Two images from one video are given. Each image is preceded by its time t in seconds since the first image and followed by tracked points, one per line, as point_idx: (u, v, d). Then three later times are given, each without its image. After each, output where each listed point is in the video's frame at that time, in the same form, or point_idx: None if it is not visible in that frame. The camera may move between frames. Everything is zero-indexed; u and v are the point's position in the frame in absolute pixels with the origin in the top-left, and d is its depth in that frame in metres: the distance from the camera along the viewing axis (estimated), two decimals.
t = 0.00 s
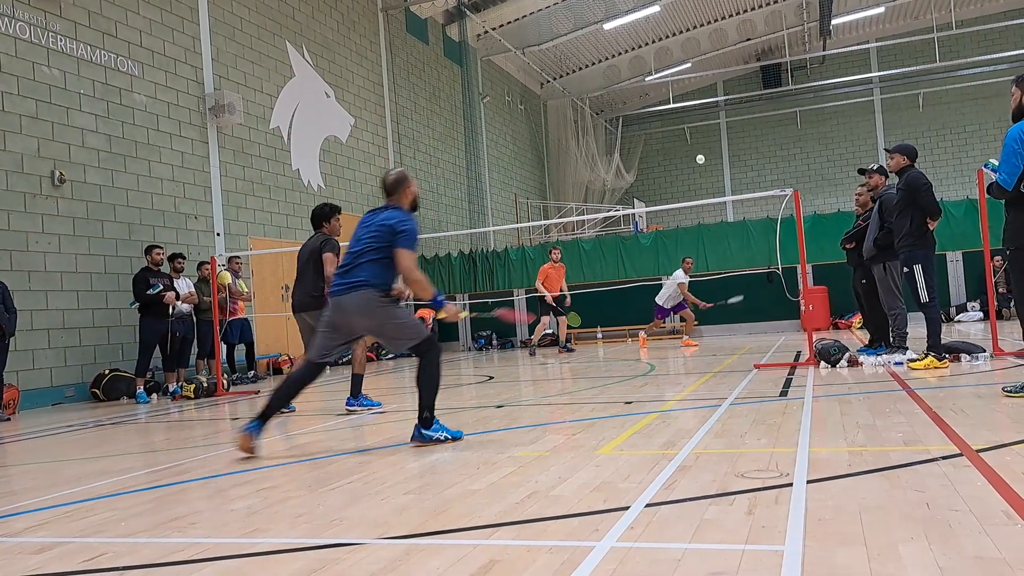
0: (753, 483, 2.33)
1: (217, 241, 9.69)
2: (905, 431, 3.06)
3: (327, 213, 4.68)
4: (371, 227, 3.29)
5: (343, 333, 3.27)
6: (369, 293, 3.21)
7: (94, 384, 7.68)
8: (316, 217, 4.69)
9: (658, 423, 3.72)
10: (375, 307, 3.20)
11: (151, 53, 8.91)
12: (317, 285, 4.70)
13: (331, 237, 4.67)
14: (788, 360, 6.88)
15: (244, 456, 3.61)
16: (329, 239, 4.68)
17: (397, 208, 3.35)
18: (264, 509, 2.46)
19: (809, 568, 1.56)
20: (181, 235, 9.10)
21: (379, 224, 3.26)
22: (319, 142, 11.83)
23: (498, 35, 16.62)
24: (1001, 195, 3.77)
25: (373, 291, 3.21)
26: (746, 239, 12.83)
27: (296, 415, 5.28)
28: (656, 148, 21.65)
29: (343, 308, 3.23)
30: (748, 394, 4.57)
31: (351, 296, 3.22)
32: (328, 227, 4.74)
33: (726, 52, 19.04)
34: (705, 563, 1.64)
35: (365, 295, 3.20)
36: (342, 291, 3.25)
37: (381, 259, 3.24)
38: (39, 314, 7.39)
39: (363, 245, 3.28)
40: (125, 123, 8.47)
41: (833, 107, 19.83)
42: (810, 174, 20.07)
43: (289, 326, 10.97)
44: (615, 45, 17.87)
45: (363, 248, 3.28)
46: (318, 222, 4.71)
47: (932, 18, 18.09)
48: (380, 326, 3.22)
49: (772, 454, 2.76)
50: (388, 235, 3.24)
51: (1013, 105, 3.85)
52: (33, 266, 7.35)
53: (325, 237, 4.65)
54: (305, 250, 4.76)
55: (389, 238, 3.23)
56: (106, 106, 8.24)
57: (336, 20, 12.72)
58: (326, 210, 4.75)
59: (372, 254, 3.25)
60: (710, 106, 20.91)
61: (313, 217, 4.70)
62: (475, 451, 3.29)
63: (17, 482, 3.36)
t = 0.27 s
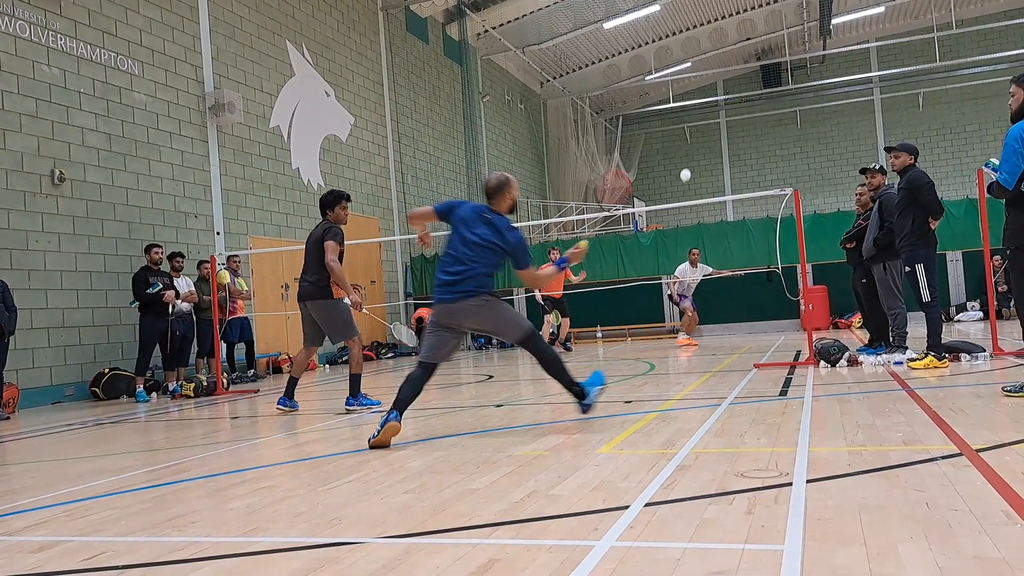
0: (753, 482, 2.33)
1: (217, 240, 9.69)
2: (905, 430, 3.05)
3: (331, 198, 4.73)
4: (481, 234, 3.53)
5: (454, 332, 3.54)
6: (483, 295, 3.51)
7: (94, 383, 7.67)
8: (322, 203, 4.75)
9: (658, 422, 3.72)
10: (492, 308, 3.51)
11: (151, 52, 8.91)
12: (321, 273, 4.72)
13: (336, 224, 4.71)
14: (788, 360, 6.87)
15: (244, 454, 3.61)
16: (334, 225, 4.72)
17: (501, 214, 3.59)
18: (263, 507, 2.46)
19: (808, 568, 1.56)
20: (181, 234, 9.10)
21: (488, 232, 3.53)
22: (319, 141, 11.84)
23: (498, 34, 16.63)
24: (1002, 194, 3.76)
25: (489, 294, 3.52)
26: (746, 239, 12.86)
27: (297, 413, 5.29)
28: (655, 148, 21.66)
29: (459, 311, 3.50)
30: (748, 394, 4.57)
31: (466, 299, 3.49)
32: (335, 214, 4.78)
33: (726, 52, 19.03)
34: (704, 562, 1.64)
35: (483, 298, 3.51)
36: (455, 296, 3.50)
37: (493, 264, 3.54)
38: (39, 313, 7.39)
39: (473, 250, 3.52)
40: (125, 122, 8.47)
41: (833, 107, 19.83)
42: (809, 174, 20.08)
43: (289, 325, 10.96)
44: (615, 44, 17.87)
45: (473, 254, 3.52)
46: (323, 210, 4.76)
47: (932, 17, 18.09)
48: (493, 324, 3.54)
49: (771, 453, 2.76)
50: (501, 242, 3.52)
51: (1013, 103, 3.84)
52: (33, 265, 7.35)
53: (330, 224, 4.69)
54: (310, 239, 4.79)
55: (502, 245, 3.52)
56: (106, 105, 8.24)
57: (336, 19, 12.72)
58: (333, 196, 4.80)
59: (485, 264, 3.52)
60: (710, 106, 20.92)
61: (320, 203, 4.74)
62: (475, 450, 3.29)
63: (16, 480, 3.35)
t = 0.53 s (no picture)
0: (753, 482, 2.33)
1: (217, 239, 9.69)
2: (904, 430, 3.05)
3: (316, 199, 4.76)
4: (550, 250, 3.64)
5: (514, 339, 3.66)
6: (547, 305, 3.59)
7: (94, 382, 7.67)
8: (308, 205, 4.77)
9: (658, 422, 3.72)
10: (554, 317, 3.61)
11: (151, 50, 8.91)
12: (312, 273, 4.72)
13: (324, 222, 4.74)
14: (787, 360, 6.86)
15: (244, 453, 3.61)
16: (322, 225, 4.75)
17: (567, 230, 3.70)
18: (263, 506, 2.46)
19: (808, 567, 1.56)
20: (181, 233, 9.10)
21: (554, 243, 3.64)
22: (319, 140, 11.84)
23: (499, 33, 16.63)
24: (1002, 194, 3.76)
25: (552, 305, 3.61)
26: (747, 238, 12.90)
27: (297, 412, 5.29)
28: (656, 147, 21.67)
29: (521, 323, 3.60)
30: (747, 394, 4.56)
31: (529, 308, 3.57)
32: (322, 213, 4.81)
33: (726, 52, 19.02)
34: (703, 562, 1.64)
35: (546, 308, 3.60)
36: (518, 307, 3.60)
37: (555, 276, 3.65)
38: (39, 312, 7.39)
39: (537, 262, 3.64)
40: (125, 120, 8.47)
41: (833, 106, 19.83)
42: (810, 173, 20.09)
43: (288, 325, 10.95)
44: (616, 43, 17.86)
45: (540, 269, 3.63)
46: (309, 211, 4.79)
47: (932, 17, 18.09)
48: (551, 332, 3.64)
49: (771, 453, 2.76)
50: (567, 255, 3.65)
51: (1013, 103, 3.82)
52: (33, 264, 7.35)
53: (318, 223, 4.73)
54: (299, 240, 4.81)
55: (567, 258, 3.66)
56: (107, 104, 8.24)
57: (337, 18, 12.72)
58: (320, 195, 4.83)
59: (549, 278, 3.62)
60: (711, 105, 20.91)
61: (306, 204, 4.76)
62: (475, 449, 3.29)
63: (16, 479, 3.35)
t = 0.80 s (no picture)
0: (753, 481, 2.33)
1: (217, 238, 9.69)
2: (904, 430, 3.04)
3: (299, 204, 4.72)
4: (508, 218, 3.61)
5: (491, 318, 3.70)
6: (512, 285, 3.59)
7: (94, 380, 7.67)
8: (290, 209, 4.74)
9: (658, 421, 3.72)
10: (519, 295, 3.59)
11: (152, 49, 8.91)
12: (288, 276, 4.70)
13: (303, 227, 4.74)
14: (787, 360, 6.85)
15: (243, 453, 3.61)
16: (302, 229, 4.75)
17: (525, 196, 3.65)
18: (263, 506, 2.46)
19: (808, 567, 1.56)
20: (181, 232, 9.09)
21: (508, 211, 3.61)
22: (320, 139, 11.84)
23: (499, 33, 16.62)
24: (1003, 195, 3.76)
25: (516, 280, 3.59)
26: (747, 238, 12.87)
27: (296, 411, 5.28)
28: (656, 147, 21.66)
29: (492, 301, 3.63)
30: (748, 393, 4.55)
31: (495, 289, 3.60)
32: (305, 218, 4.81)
33: (727, 51, 19.00)
34: (703, 561, 1.64)
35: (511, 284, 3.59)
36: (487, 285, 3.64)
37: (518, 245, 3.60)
38: (39, 311, 7.39)
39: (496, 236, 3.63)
40: (126, 119, 8.46)
41: (833, 106, 19.82)
42: (810, 173, 20.08)
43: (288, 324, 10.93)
44: (616, 43, 17.84)
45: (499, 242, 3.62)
46: (292, 216, 4.75)
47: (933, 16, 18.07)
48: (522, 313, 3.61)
49: (771, 453, 2.76)
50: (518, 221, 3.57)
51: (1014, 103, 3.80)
52: (33, 263, 7.35)
53: (297, 228, 4.72)
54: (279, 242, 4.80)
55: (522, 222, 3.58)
56: (107, 103, 8.24)
57: (337, 17, 12.71)
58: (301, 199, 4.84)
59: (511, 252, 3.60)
60: (711, 105, 20.90)
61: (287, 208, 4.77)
62: (474, 449, 3.28)
63: (15, 478, 3.35)
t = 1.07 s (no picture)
0: (754, 482, 2.33)
1: (218, 238, 9.70)
2: (905, 431, 3.05)
3: (283, 195, 4.71)
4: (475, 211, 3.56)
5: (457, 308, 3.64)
6: (460, 273, 3.50)
7: (94, 380, 7.67)
8: (273, 200, 4.72)
9: (659, 421, 3.72)
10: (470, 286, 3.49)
11: (153, 49, 8.91)
12: (262, 268, 4.63)
13: (284, 220, 4.68)
14: (788, 360, 6.84)
15: (243, 452, 3.61)
16: (283, 222, 4.68)
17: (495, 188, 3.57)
18: (264, 505, 2.46)
19: (809, 567, 1.56)
20: (182, 232, 9.10)
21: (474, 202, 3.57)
22: (321, 138, 11.85)
23: (501, 33, 16.64)
24: (1003, 195, 3.76)
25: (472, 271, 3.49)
26: (748, 238, 12.93)
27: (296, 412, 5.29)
28: (657, 147, 21.67)
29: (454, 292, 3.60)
30: (749, 394, 4.55)
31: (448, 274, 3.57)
32: (286, 211, 4.74)
33: (728, 51, 19.01)
34: (704, 561, 1.64)
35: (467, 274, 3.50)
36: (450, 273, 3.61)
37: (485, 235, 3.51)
38: (40, 311, 7.40)
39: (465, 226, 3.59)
40: (127, 119, 8.47)
41: (834, 106, 19.82)
42: (811, 173, 20.08)
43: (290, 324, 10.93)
44: (617, 43, 17.85)
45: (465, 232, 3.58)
46: (275, 208, 4.74)
47: (934, 17, 18.06)
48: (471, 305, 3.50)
49: (772, 453, 2.76)
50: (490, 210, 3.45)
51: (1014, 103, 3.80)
52: (34, 262, 7.35)
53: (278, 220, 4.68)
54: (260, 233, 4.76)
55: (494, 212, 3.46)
56: (108, 102, 8.24)
57: (339, 17, 12.72)
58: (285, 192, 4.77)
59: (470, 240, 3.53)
60: (712, 105, 20.89)
61: (269, 200, 4.69)
62: (475, 449, 3.28)
63: (16, 478, 3.36)
